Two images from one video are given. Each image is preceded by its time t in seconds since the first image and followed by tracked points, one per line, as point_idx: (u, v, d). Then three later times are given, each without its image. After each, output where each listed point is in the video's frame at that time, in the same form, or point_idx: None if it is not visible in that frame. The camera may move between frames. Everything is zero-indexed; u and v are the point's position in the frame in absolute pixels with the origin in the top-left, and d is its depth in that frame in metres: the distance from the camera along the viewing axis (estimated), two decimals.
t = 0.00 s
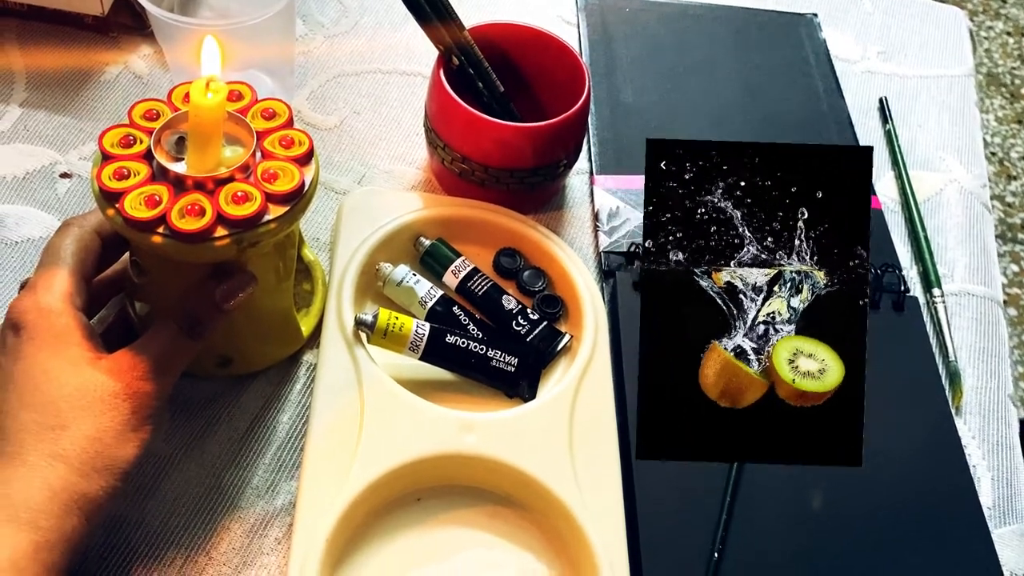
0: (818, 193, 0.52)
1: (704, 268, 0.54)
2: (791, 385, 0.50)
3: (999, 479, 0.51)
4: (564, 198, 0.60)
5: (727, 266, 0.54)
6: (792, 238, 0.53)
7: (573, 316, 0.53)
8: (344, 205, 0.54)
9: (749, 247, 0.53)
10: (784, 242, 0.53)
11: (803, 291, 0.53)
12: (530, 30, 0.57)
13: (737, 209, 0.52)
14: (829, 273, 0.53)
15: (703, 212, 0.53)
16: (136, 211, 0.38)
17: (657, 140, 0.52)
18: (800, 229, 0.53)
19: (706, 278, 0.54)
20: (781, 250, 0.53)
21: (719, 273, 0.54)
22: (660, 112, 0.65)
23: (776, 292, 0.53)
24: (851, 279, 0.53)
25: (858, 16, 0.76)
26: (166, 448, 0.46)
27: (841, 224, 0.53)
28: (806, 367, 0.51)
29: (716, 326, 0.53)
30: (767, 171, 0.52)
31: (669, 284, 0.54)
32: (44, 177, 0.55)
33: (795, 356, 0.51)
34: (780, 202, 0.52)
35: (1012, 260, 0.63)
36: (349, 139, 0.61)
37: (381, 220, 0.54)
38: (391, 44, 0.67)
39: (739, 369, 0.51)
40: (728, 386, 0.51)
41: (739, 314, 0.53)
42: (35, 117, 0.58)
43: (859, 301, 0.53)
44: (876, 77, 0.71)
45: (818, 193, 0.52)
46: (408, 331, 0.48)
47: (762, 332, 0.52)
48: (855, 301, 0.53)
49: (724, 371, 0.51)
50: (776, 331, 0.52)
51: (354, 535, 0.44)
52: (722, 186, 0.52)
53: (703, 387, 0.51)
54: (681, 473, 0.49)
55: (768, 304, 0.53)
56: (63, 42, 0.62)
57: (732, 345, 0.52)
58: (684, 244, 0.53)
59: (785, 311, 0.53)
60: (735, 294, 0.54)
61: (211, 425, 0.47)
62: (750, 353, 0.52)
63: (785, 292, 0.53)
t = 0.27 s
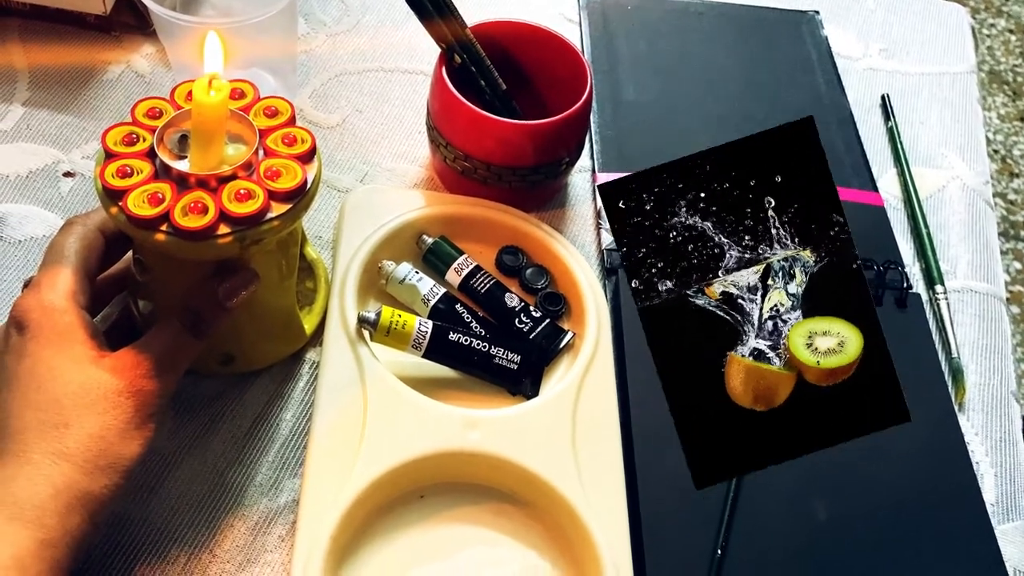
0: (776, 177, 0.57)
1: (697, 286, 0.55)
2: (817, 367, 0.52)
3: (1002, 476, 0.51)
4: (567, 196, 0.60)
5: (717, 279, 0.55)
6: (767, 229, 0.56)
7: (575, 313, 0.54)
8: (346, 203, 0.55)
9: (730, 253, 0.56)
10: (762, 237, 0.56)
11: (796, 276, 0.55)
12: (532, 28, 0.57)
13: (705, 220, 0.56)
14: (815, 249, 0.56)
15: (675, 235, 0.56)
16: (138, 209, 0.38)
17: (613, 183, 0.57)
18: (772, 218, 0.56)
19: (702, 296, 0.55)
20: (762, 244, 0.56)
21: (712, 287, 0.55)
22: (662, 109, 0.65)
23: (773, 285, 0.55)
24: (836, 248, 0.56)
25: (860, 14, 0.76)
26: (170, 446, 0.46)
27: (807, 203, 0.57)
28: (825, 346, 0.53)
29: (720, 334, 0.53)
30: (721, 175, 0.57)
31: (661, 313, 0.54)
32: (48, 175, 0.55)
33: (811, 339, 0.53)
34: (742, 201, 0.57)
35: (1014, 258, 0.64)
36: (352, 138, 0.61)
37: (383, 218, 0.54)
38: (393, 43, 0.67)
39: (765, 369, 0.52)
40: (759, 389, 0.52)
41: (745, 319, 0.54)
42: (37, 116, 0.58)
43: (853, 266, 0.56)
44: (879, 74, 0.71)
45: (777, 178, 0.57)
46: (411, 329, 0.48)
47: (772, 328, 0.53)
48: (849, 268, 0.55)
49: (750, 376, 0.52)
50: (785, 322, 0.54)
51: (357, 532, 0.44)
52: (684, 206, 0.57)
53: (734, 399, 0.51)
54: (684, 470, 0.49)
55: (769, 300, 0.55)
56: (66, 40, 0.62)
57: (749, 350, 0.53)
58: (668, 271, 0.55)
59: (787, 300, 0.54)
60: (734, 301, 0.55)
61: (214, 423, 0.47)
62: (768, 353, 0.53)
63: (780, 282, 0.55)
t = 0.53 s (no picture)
0: (807, 184, 0.51)
1: (702, 274, 0.54)
2: (800, 381, 0.51)
3: (1002, 472, 0.52)
4: (567, 195, 0.61)
5: (723, 270, 0.54)
6: (784, 234, 0.52)
7: (576, 312, 0.54)
8: (348, 203, 0.55)
9: (742, 248, 0.53)
10: (777, 239, 0.53)
11: (802, 286, 0.53)
12: (533, 27, 0.57)
13: (727, 211, 0.52)
14: (826, 264, 0.53)
15: (692, 219, 0.52)
16: (142, 209, 0.38)
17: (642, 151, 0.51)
18: (791, 224, 0.52)
19: (705, 284, 0.54)
20: (775, 247, 0.53)
21: (717, 278, 0.54)
22: (663, 108, 0.65)
23: (776, 289, 0.54)
24: (848, 267, 0.53)
25: (860, 12, 0.76)
26: (174, 445, 0.46)
27: (834, 211, 0.52)
28: (813, 361, 0.52)
29: (717, 328, 0.53)
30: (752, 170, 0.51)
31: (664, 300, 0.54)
32: (51, 176, 0.56)
33: (801, 351, 0.52)
34: (768, 200, 0.52)
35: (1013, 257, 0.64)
36: (354, 138, 0.61)
37: (385, 218, 0.54)
38: (394, 43, 0.67)
39: (749, 370, 0.51)
40: (739, 389, 0.51)
41: (740, 316, 0.53)
42: (41, 117, 0.58)
43: (859, 291, 0.53)
44: (878, 73, 0.71)
45: (805, 185, 0.51)
46: (413, 327, 0.48)
47: (766, 331, 0.53)
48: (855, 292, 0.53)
49: (733, 373, 0.51)
50: (779, 328, 0.53)
51: (361, 530, 0.44)
52: (709, 192, 0.52)
53: (711, 390, 0.51)
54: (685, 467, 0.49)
55: (769, 303, 0.54)
56: (68, 42, 0.62)
57: (738, 347, 0.52)
58: (678, 253, 0.53)
59: (786, 308, 0.53)
60: (734, 297, 0.54)
61: (218, 422, 0.48)
62: (755, 354, 0.52)
63: (784, 288, 0.54)
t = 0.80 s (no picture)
0: (790, 182, 0.57)
1: (698, 279, 0.56)
2: (809, 375, 0.52)
3: (988, 462, 0.53)
4: (566, 195, 0.62)
5: (720, 275, 0.56)
6: (776, 231, 0.56)
7: (574, 309, 0.55)
8: (353, 204, 0.57)
9: (736, 250, 0.57)
10: (770, 237, 0.57)
11: (799, 280, 0.55)
12: (531, 33, 0.58)
13: (715, 215, 0.57)
14: (821, 256, 0.56)
15: (683, 226, 0.57)
16: (156, 212, 0.40)
17: (625, 167, 0.59)
18: (781, 221, 0.57)
19: (704, 290, 0.56)
20: (768, 245, 0.56)
21: (714, 282, 0.56)
22: (659, 111, 0.67)
23: (774, 286, 0.56)
24: (842, 257, 0.56)
25: (852, 15, 0.77)
26: (186, 438, 0.48)
27: (819, 208, 0.57)
28: (819, 354, 0.53)
29: (721, 331, 0.54)
30: (735, 172, 0.58)
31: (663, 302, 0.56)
32: (65, 180, 0.57)
33: (807, 345, 0.53)
34: (755, 200, 0.57)
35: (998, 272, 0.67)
36: (358, 141, 0.63)
37: (389, 219, 0.56)
38: (396, 48, 0.68)
39: (756, 371, 0.53)
40: (749, 389, 0.52)
41: (742, 317, 0.55)
42: (54, 123, 0.60)
43: (856, 277, 0.56)
44: (870, 74, 0.73)
45: (791, 181, 0.57)
46: (416, 324, 0.50)
47: (769, 329, 0.54)
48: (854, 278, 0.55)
49: (741, 377, 0.53)
50: (782, 325, 0.54)
51: (367, 519, 0.46)
52: (696, 198, 0.58)
53: (724, 397, 0.52)
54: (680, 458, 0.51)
55: (769, 301, 0.55)
56: (80, 49, 0.64)
57: (743, 348, 0.54)
58: (673, 261, 0.57)
59: (787, 304, 0.55)
60: (734, 299, 0.55)
61: (229, 417, 0.49)
62: (762, 354, 0.53)
63: (782, 285, 0.55)
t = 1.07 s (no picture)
0: (791, 181, 0.58)
1: (698, 280, 0.58)
2: (809, 375, 0.54)
3: (975, 453, 0.55)
4: (563, 194, 0.64)
5: (720, 275, 0.58)
6: (775, 231, 0.58)
7: (571, 305, 0.57)
8: (354, 204, 0.58)
9: (736, 250, 0.59)
10: (770, 237, 0.58)
11: (799, 281, 0.57)
12: (528, 35, 0.60)
13: (715, 215, 0.59)
14: (821, 256, 0.58)
15: (683, 226, 0.59)
16: (164, 211, 0.41)
17: (628, 166, 0.60)
18: (781, 221, 0.58)
19: (704, 290, 0.58)
20: (768, 245, 0.58)
21: (713, 282, 0.58)
22: (654, 110, 0.68)
23: (774, 287, 0.57)
24: (842, 258, 0.58)
25: (845, 15, 0.79)
26: (194, 431, 0.50)
27: (818, 207, 0.58)
28: (819, 353, 0.55)
29: (720, 332, 0.56)
30: (736, 171, 0.59)
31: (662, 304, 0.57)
32: (73, 181, 0.59)
33: (806, 345, 0.55)
34: (756, 199, 0.58)
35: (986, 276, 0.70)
36: (359, 141, 0.64)
37: (389, 217, 0.58)
38: (397, 50, 0.70)
39: (756, 371, 0.54)
40: (749, 389, 0.54)
41: (742, 317, 0.57)
42: (62, 125, 0.61)
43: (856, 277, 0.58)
44: (862, 74, 0.74)
45: (791, 181, 0.58)
46: (416, 320, 0.51)
47: (769, 329, 0.56)
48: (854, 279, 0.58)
49: (741, 376, 0.54)
50: (783, 325, 0.56)
51: (370, 509, 0.47)
52: (697, 198, 0.59)
53: (723, 395, 0.54)
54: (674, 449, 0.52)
55: (769, 301, 0.57)
56: (87, 53, 0.65)
57: (743, 349, 0.55)
58: (673, 261, 0.58)
59: (787, 304, 0.57)
60: (734, 299, 0.57)
61: (235, 410, 0.51)
62: (762, 353, 0.55)
63: (782, 285, 0.57)
